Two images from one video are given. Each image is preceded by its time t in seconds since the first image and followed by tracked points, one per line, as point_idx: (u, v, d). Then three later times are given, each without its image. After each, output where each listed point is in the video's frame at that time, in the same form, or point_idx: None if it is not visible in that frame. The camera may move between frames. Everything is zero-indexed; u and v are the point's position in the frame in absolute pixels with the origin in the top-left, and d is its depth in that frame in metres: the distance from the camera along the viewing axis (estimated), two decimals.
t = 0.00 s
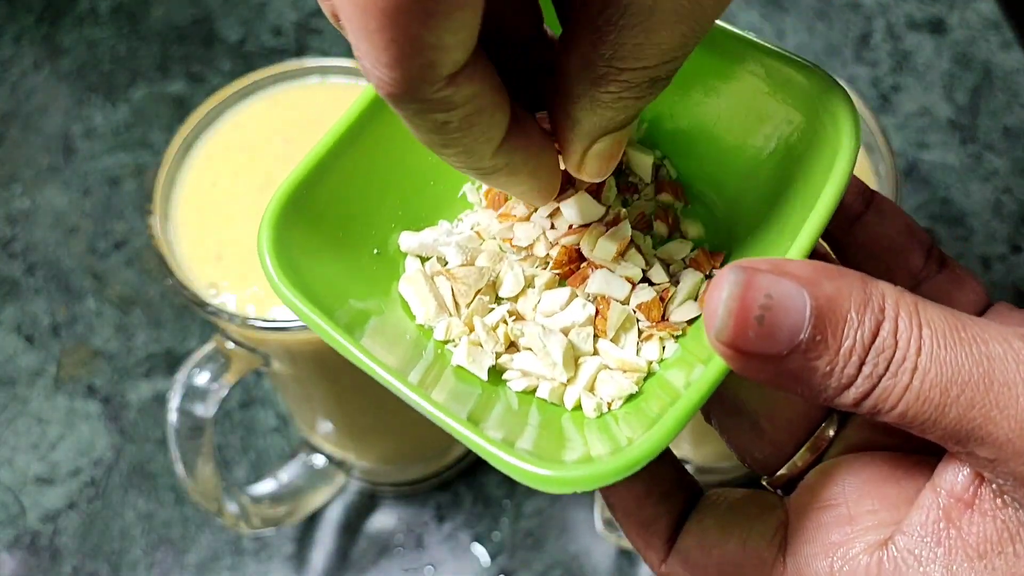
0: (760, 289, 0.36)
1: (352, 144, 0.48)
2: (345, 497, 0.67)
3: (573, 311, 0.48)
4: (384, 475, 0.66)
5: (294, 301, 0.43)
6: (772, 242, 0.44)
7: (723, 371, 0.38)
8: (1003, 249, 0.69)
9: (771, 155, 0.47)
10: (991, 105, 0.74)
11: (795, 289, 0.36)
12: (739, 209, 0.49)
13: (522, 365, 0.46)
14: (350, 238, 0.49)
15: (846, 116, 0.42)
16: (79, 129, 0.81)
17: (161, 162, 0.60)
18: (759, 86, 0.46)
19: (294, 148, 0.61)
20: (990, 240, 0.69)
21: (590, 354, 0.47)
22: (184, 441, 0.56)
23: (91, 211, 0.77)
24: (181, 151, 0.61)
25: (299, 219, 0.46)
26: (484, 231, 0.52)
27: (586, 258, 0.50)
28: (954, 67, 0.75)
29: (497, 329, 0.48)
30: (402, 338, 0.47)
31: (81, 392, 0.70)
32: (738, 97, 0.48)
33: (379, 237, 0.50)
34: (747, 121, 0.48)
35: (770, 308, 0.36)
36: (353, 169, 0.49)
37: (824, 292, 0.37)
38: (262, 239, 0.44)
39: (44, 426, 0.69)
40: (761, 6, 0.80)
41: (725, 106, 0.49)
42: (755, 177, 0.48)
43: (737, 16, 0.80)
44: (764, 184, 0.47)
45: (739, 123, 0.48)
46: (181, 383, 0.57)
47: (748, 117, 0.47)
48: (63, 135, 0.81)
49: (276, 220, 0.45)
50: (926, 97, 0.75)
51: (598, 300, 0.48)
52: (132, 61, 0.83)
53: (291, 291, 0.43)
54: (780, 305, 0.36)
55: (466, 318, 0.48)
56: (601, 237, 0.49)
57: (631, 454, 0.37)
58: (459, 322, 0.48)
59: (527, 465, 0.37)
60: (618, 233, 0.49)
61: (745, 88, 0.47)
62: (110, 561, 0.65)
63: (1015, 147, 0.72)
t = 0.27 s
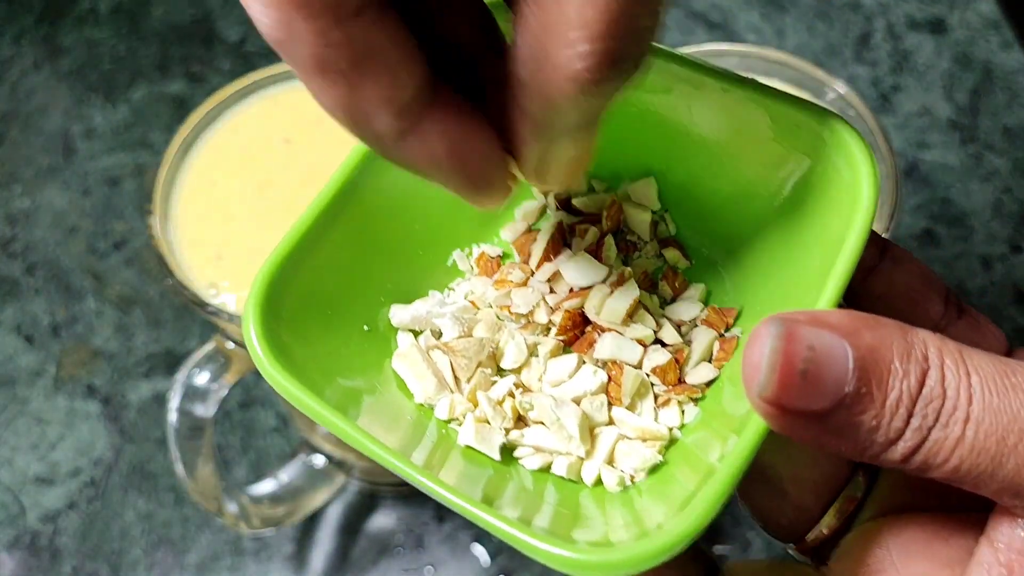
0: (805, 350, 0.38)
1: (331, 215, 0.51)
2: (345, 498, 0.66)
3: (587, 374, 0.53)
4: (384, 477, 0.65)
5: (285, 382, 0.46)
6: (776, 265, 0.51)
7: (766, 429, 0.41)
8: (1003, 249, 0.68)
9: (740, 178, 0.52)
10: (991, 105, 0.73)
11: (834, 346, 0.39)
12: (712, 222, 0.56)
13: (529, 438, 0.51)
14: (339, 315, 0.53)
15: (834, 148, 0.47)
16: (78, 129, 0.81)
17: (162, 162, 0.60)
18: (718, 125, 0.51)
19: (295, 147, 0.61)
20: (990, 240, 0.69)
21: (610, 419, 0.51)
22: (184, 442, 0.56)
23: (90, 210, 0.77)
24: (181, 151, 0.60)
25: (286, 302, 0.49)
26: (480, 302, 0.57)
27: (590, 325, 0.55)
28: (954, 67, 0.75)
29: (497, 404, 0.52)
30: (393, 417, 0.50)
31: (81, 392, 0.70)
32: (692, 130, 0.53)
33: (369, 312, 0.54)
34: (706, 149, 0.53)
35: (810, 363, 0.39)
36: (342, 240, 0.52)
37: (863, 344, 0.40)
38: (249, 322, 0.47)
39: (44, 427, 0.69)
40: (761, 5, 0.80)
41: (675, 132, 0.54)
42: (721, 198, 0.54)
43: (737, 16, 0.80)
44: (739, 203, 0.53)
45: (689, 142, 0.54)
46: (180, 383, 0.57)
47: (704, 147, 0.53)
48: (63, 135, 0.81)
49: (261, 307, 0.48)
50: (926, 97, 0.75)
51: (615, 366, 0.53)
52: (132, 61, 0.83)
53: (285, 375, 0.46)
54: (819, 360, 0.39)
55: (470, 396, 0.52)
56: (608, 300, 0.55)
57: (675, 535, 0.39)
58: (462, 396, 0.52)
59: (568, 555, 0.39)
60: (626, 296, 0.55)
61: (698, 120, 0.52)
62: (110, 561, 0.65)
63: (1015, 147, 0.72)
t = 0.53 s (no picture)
0: None
1: (737, 188, 0.45)
2: (345, 498, 0.66)
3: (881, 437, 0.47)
4: (385, 476, 0.66)
5: (635, 436, 0.40)
6: (937, 247, 0.48)
7: None
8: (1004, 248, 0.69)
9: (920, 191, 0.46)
10: (992, 105, 0.73)
11: None
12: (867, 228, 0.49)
13: (715, 435, 0.46)
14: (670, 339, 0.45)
15: (1010, 182, 0.43)
16: (79, 129, 0.81)
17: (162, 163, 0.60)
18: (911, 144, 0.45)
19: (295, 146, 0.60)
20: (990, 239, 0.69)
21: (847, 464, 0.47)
22: (184, 442, 0.56)
23: (91, 210, 0.77)
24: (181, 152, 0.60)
25: (643, 348, 0.43)
26: (874, 278, 0.50)
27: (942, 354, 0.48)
28: (955, 67, 0.75)
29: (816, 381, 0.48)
30: (693, 432, 0.45)
31: (81, 392, 0.70)
32: (898, 158, 0.46)
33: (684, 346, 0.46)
34: (877, 170, 0.47)
35: None
36: (679, 282, 0.43)
37: None
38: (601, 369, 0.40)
39: (44, 426, 0.70)
40: (761, 5, 0.80)
41: (863, 143, 0.46)
42: (856, 211, 0.48)
43: (737, 16, 0.80)
44: (916, 216, 0.48)
45: (849, 161, 0.47)
46: (181, 383, 0.57)
47: (900, 169, 0.46)
48: (63, 135, 0.81)
49: (613, 358, 0.41)
50: (926, 97, 0.75)
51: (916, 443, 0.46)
52: (132, 61, 0.83)
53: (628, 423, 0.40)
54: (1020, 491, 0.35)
55: (785, 356, 0.49)
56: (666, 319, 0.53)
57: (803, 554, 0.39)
58: (782, 369, 0.48)
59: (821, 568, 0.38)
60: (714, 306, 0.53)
61: (902, 154, 0.46)
62: (110, 561, 0.65)
63: (1016, 146, 0.72)
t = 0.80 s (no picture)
0: None
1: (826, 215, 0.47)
2: (346, 496, 0.67)
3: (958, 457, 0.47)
4: (386, 474, 0.67)
5: (728, 447, 0.42)
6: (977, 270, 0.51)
7: None
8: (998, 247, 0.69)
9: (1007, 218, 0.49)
10: (987, 106, 0.74)
11: None
12: (947, 250, 0.51)
13: (802, 452, 0.47)
14: (759, 355, 0.46)
15: None
16: (83, 130, 0.82)
17: (164, 164, 0.60)
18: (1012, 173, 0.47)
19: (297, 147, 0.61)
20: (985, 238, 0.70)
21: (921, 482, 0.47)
22: (188, 440, 0.57)
23: (94, 211, 0.78)
24: (185, 154, 0.61)
25: (735, 364, 0.45)
26: (956, 303, 0.51)
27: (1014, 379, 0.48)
28: (950, 68, 0.76)
29: (894, 401, 0.50)
30: (773, 443, 0.47)
31: (85, 391, 0.71)
32: (982, 183, 0.48)
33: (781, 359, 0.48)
34: (964, 194, 0.49)
35: None
36: (771, 301, 0.45)
37: None
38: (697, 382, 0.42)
39: (47, 425, 0.70)
40: (758, 8, 0.81)
41: (965, 170, 0.48)
42: (946, 230, 0.50)
43: (734, 18, 0.81)
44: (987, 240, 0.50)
45: (953, 185, 0.49)
46: (185, 382, 0.56)
47: (971, 193, 0.49)
48: (67, 136, 0.82)
49: (707, 372, 0.43)
50: (922, 99, 0.75)
51: (993, 466, 0.46)
52: (136, 62, 0.84)
53: (719, 435, 0.42)
54: None
55: (865, 374, 0.50)
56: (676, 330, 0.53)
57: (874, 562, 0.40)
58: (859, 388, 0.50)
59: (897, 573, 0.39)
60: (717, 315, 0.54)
61: (997, 180, 0.48)
62: (114, 559, 0.66)
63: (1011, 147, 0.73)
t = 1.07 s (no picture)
0: None
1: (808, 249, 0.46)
2: (346, 496, 0.67)
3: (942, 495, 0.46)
4: (386, 473, 0.67)
5: (708, 493, 0.41)
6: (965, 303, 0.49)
7: None
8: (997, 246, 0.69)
9: (987, 250, 0.47)
10: (987, 106, 0.74)
11: None
12: (927, 281, 0.50)
13: (784, 491, 0.46)
14: (740, 391, 0.45)
15: None
16: (83, 130, 0.82)
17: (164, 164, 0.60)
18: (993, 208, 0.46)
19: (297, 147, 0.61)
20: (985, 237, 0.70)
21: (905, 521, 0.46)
22: (188, 441, 0.57)
23: (94, 210, 0.78)
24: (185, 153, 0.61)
25: (715, 403, 0.44)
26: (936, 335, 0.50)
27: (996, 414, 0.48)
28: (950, 68, 0.76)
29: (876, 437, 0.49)
30: (754, 484, 0.46)
31: (85, 391, 0.71)
32: (962, 217, 0.47)
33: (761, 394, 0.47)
34: (943, 227, 0.48)
35: None
36: (752, 338, 0.44)
37: None
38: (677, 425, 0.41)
39: (47, 425, 0.70)
40: (758, 8, 0.81)
41: (946, 202, 0.47)
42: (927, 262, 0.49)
43: (734, 18, 0.81)
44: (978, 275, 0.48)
45: (933, 218, 0.48)
46: (185, 382, 0.56)
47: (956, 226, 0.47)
48: (68, 136, 0.82)
49: (688, 414, 0.42)
50: (922, 99, 0.75)
51: (979, 502, 0.45)
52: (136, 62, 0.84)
53: (699, 480, 0.41)
54: None
55: (847, 411, 0.49)
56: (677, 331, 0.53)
57: None
58: (840, 425, 0.49)
59: None
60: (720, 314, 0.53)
61: (975, 212, 0.47)
62: (113, 559, 0.65)
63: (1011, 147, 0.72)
